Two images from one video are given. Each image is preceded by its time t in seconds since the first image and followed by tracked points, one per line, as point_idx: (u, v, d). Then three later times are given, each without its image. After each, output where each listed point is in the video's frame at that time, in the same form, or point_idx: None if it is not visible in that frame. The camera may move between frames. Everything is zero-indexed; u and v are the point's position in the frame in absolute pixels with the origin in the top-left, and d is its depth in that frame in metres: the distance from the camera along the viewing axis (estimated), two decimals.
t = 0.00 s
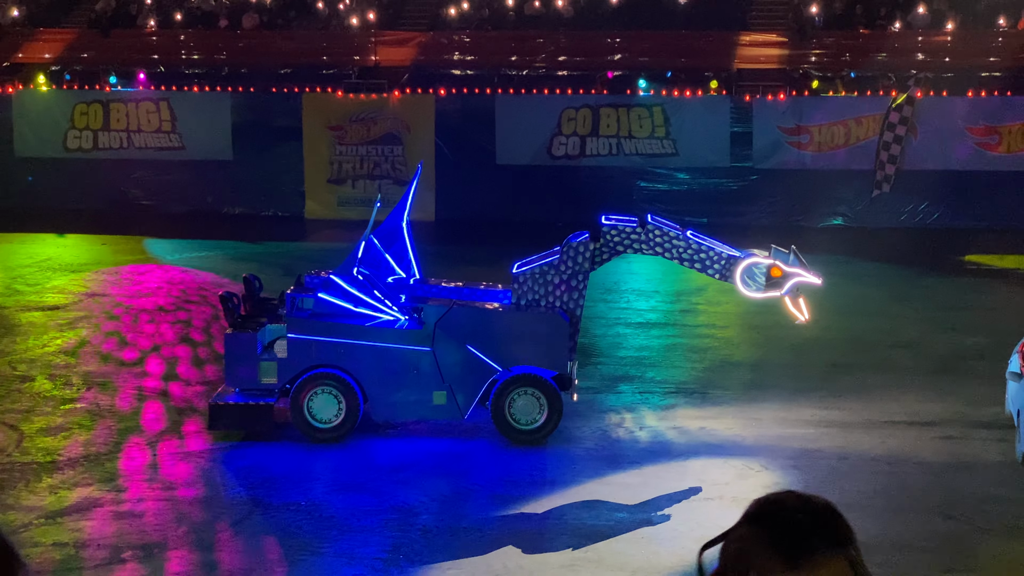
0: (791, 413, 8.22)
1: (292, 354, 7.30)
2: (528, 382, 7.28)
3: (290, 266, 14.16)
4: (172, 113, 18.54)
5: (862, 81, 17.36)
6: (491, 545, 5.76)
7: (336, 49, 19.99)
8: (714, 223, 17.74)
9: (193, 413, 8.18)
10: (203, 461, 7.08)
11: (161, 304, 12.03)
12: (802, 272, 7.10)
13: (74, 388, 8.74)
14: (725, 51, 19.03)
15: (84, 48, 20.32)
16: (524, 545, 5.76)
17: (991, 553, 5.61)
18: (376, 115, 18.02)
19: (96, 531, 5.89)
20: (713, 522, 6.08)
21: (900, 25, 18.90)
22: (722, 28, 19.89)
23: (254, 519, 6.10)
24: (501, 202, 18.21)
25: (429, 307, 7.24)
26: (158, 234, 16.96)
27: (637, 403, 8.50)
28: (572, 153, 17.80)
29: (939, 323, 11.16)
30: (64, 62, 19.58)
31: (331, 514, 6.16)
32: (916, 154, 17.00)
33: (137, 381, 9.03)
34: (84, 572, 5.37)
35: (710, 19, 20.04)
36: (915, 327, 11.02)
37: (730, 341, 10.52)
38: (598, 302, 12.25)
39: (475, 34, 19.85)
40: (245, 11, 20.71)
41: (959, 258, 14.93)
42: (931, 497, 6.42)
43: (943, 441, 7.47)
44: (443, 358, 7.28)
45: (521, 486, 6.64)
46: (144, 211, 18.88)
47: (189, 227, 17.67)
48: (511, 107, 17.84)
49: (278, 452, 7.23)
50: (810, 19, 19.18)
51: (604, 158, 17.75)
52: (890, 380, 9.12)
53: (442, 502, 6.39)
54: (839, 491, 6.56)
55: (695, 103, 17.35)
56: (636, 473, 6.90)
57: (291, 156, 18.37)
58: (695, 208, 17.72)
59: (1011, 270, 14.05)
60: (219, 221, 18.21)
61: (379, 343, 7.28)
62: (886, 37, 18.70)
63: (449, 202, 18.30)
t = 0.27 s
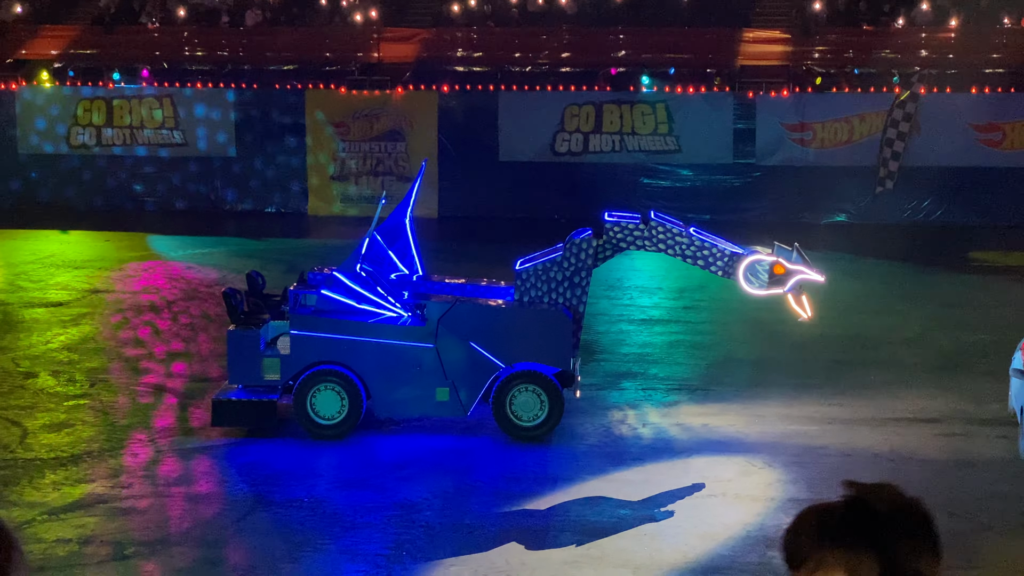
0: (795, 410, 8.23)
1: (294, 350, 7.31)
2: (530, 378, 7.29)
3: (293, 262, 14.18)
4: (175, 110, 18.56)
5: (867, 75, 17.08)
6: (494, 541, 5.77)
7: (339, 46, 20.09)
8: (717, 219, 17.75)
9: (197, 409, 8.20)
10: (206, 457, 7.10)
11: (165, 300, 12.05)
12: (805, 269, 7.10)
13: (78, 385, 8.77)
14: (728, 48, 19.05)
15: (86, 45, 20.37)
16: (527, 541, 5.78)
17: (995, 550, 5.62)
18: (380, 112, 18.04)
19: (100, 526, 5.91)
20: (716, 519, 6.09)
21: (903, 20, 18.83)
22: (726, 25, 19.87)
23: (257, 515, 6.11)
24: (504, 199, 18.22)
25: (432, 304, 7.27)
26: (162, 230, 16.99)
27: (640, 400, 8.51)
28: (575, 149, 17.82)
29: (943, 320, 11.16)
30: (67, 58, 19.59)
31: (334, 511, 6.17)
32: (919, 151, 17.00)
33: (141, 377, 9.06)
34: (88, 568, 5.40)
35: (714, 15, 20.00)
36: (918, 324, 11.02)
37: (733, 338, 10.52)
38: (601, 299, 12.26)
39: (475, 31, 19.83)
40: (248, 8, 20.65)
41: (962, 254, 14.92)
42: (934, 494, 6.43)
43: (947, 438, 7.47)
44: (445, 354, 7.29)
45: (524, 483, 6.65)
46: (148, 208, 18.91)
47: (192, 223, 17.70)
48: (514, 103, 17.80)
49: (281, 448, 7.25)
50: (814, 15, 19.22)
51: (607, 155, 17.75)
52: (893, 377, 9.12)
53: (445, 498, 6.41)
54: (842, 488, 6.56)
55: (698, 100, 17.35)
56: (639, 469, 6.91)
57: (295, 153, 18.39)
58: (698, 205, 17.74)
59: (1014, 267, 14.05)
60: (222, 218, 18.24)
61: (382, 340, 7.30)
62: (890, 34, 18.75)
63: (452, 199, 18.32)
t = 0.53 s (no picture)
0: (797, 407, 8.23)
1: (296, 347, 7.32)
2: (531, 375, 7.29)
3: (295, 259, 14.20)
4: (178, 106, 18.57)
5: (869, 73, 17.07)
6: (496, 538, 5.79)
7: (341, 43, 20.00)
8: (720, 216, 17.76)
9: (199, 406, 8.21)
10: (209, 454, 7.12)
11: (167, 297, 12.07)
12: (807, 266, 7.08)
13: (81, 381, 8.79)
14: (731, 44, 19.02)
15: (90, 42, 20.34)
16: (529, 538, 5.78)
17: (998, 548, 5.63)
18: (382, 108, 18.04)
19: (103, 523, 5.93)
20: (718, 516, 6.09)
21: (906, 18, 18.77)
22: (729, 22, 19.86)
23: (260, 511, 6.13)
24: (507, 195, 18.22)
25: (434, 300, 7.27)
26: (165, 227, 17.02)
27: (642, 396, 8.51)
28: (578, 146, 17.81)
29: (945, 317, 11.17)
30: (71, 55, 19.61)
31: (336, 507, 6.18)
32: (922, 148, 16.98)
33: (144, 373, 9.08)
34: (92, 564, 5.41)
35: (717, 13, 20.02)
36: (921, 320, 11.02)
37: (736, 335, 10.53)
38: (604, 296, 12.27)
39: (473, 27, 19.83)
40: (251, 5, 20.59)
41: (965, 251, 14.92)
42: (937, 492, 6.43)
43: (949, 435, 7.48)
44: (447, 351, 7.30)
45: (526, 480, 6.66)
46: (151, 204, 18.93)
47: (196, 220, 17.72)
48: (517, 100, 17.80)
49: (283, 445, 7.26)
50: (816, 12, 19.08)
51: (610, 152, 17.72)
52: (896, 374, 9.12)
53: (447, 495, 6.41)
54: (844, 485, 6.56)
55: (701, 97, 17.32)
56: (641, 466, 6.92)
57: (297, 150, 18.39)
58: (701, 202, 17.75)
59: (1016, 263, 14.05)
60: (225, 214, 18.26)
61: (384, 336, 7.31)
62: (893, 30, 18.73)
63: (455, 195, 18.33)
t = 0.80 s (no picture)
0: (800, 403, 8.23)
1: (298, 343, 7.33)
2: (533, 372, 7.30)
3: (298, 256, 14.22)
4: (181, 103, 18.59)
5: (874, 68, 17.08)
6: (499, 534, 5.80)
7: (344, 39, 20.00)
8: (723, 213, 17.74)
9: (202, 403, 8.23)
10: (212, 450, 7.13)
11: (170, 294, 12.09)
12: (807, 268, 7.08)
13: (85, 378, 8.81)
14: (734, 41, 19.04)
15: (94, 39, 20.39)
16: (532, 535, 5.80)
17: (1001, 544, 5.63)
18: (386, 105, 18.05)
19: (106, 519, 5.95)
20: (721, 513, 6.10)
21: (910, 14, 18.84)
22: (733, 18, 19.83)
23: (263, 508, 6.15)
24: (510, 192, 18.21)
25: (435, 297, 7.27)
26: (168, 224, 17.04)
27: (645, 393, 8.52)
28: (581, 143, 17.80)
29: (948, 314, 11.15)
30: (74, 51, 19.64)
31: (340, 504, 6.20)
32: (925, 145, 16.95)
33: (147, 370, 9.10)
34: (95, 561, 5.43)
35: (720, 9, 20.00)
36: (924, 317, 11.01)
37: (739, 331, 10.53)
38: (607, 292, 12.27)
39: (476, 23, 19.84)
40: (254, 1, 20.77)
41: (968, 248, 14.90)
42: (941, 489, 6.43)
43: (953, 432, 7.48)
44: (449, 348, 7.31)
45: (529, 476, 6.67)
46: (154, 201, 18.95)
47: (199, 216, 17.74)
48: (520, 97, 17.83)
49: (285, 442, 7.28)
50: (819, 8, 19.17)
51: (613, 149, 17.73)
52: (899, 371, 9.12)
53: (450, 491, 6.43)
54: (848, 482, 6.57)
55: (704, 94, 17.33)
56: (644, 463, 6.93)
57: (300, 147, 18.40)
58: (704, 199, 17.71)
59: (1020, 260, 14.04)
60: (228, 211, 18.27)
61: (386, 333, 7.31)
62: (897, 26, 18.71)
63: (458, 192, 18.33)
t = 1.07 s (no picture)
0: (802, 401, 8.23)
1: (299, 340, 7.34)
2: (534, 369, 7.31)
3: (301, 252, 14.24)
4: (184, 100, 18.61)
5: (875, 67, 17.33)
6: (501, 531, 5.82)
7: (347, 35, 20.01)
8: (725, 210, 17.74)
9: (205, 400, 8.24)
10: (214, 447, 7.15)
11: (173, 290, 12.10)
12: (807, 270, 7.08)
13: (88, 375, 8.82)
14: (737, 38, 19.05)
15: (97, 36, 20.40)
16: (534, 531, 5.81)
17: (1003, 541, 5.64)
18: (388, 103, 18.05)
19: (109, 516, 5.97)
20: (723, 510, 6.11)
21: (912, 12, 18.96)
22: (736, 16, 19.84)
23: (266, 505, 6.17)
24: (512, 189, 18.21)
25: (437, 295, 7.27)
26: (170, 220, 17.04)
27: (647, 391, 8.52)
28: (584, 140, 17.82)
29: (951, 311, 11.16)
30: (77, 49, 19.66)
31: (342, 501, 6.22)
32: (928, 142, 16.90)
33: (150, 367, 9.12)
34: (98, 557, 5.45)
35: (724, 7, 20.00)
36: (926, 314, 11.02)
37: (741, 329, 10.53)
38: (609, 290, 12.28)
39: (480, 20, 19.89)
40: None
41: (970, 245, 14.89)
42: (943, 486, 6.43)
43: (955, 429, 7.48)
44: (450, 345, 7.32)
45: (531, 473, 6.68)
46: (157, 198, 18.97)
47: (201, 213, 17.75)
48: (523, 93, 17.81)
49: (287, 438, 7.30)
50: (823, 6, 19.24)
51: (616, 146, 17.76)
52: (902, 368, 9.12)
53: (452, 488, 6.44)
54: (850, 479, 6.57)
55: (707, 90, 17.30)
56: (646, 460, 6.93)
57: (303, 144, 18.41)
58: (707, 196, 17.67)
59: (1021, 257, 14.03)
60: (231, 207, 18.28)
61: (387, 330, 7.32)
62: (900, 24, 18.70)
63: (460, 189, 18.32)
